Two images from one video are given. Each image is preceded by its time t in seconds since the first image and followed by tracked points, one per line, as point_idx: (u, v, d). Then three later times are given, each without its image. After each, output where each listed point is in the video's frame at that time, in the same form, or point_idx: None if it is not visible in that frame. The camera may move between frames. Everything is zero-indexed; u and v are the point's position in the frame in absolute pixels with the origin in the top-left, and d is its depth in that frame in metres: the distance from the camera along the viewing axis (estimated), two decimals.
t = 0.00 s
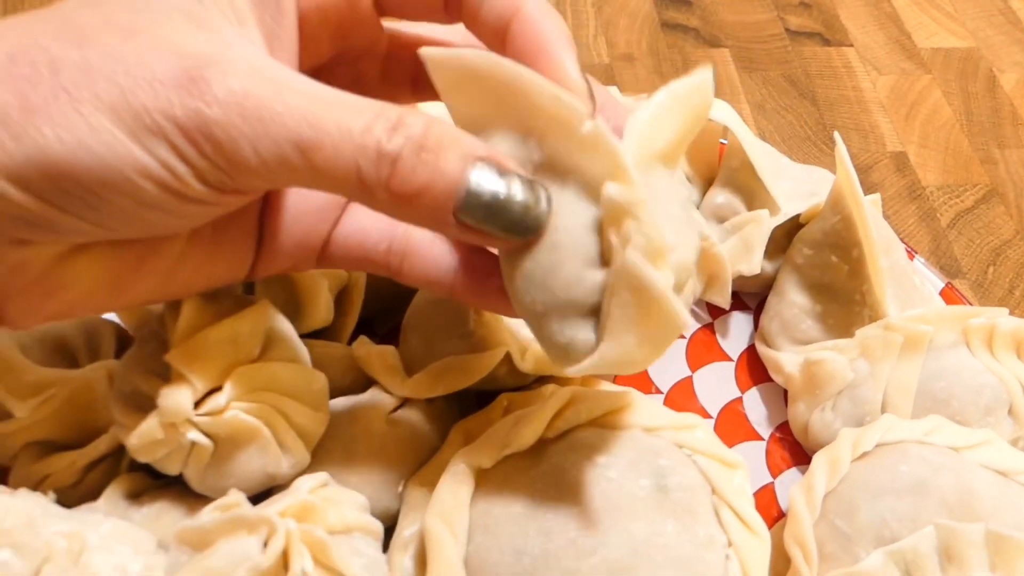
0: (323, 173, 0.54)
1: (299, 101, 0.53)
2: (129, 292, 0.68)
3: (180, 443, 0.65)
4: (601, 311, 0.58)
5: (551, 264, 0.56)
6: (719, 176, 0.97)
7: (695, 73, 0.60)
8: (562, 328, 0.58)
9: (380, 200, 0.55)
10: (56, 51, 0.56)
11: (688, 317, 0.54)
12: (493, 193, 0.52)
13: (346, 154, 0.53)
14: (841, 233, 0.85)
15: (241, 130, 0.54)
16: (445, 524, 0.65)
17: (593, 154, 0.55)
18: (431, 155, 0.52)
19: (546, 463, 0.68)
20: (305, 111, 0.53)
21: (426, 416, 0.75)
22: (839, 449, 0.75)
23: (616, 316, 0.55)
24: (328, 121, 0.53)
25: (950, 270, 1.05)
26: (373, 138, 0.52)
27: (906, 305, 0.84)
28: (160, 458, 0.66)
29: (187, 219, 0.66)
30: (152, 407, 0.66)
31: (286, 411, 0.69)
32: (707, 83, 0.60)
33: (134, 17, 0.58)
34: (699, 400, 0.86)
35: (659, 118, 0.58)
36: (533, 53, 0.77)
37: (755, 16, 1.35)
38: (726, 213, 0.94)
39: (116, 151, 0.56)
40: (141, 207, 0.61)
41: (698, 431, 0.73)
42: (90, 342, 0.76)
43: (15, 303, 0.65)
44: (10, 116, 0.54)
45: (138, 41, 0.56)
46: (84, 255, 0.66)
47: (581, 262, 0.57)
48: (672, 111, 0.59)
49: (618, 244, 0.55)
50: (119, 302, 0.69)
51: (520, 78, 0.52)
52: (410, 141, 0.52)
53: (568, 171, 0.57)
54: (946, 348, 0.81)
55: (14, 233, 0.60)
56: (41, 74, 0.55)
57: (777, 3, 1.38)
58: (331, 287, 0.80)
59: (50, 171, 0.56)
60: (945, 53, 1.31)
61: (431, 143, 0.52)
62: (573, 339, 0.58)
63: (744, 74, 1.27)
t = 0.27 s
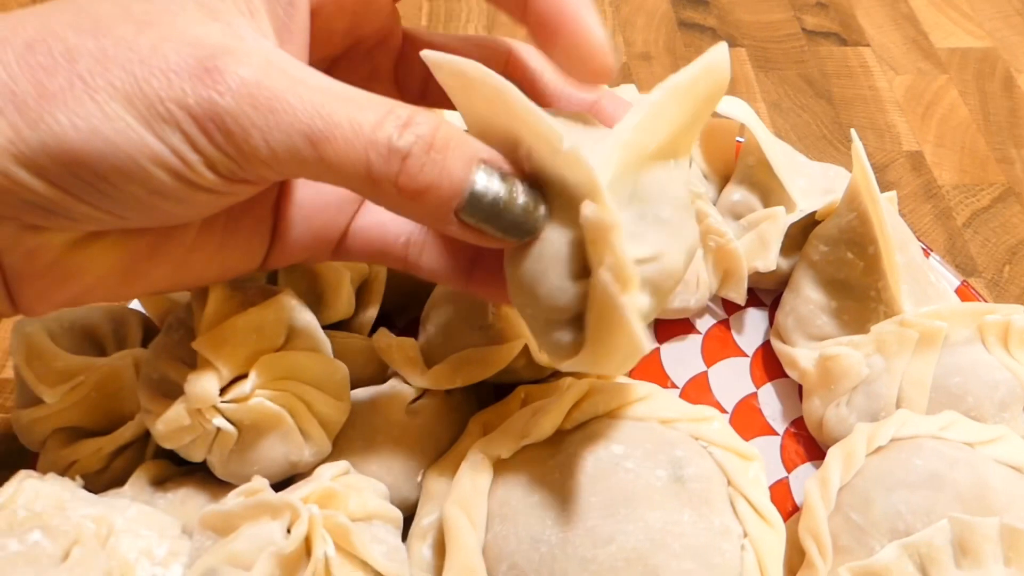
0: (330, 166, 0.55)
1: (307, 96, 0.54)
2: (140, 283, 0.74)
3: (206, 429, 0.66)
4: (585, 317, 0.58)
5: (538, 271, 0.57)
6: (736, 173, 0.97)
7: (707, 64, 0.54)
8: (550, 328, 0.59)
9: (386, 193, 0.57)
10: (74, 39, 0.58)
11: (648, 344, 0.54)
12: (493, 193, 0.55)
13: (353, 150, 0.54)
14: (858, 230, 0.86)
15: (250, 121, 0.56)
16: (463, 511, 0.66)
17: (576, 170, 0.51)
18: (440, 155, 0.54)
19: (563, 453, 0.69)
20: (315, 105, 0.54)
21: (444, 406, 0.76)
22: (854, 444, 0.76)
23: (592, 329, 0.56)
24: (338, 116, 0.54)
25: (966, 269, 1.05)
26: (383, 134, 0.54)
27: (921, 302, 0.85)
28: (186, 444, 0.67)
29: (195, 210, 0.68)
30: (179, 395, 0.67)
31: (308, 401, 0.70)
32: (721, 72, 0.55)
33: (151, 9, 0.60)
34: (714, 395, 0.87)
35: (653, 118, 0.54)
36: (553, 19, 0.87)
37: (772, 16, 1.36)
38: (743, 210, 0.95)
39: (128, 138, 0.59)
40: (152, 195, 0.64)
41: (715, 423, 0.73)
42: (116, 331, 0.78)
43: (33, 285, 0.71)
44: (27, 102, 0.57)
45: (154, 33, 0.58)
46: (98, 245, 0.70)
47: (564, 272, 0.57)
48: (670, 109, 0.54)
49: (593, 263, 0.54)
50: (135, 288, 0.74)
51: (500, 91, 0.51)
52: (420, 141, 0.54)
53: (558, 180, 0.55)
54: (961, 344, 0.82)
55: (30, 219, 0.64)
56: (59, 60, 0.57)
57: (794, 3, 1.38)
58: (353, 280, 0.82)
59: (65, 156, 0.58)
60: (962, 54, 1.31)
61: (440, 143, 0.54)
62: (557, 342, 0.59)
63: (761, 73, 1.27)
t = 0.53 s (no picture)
0: (318, 169, 0.58)
1: (299, 105, 0.58)
2: (142, 283, 0.75)
3: (221, 427, 0.67)
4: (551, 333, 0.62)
5: (514, 283, 0.61)
6: (742, 176, 0.98)
7: (708, 99, 0.55)
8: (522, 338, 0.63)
9: (375, 199, 0.59)
10: (80, 50, 0.61)
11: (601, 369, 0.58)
12: (480, 199, 0.57)
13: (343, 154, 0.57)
14: (863, 233, 0.87)
15: (244, 127, 0.59)
16: (474, 510, 0.68)
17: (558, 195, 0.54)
18: (427, 161, 0.56)
19: (572, 452, 0.70)
20: (307, 113, 0.57)
21: (454, 407, 0.77)
22: (859, 444, 0.77)
23: (557, 345, 0.60)
24: (328, 124, 0.57)
25: (970, 271, 1.06)
26: (371, 141, 0.56)
27: (925, 304, 0.86)
28: (201, 443, 0.68)
29: (193, 213, 0.71)
30: (194, 395, 0.68)
31: (321, 400, 0.71)
32: (725, 102, 0.56)
33: (157, 23, 0.64)
34: (721, 396, 0.88)
35: (643, 147, 0.56)
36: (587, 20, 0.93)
37: (779, 20, 1.37)
38: (749, 212, 0.96)
39: (127, 143, 0.62)
40: (152, 198, 0.67)
41: (721, 423, 0.74)
42: (132, 331, 0.79)
43: (35, 286, 0.72)
44: (34, 108, 0.60)
45: (156, 45, 0.61)
46: (100, 246, 0.72)
47: (537, 289, 0.60)
48: (662, 137, 0.56)
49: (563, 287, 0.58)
50: (135, 293, 0.76)
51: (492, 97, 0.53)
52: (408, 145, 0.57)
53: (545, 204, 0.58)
54: (965, 346, 0.82)
55: (36, 221, 0.67)
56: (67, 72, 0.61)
57: (800, 7, 1.39)
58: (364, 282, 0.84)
59: (68, 159, 0.62)
60: (968, 57, 1.32)
61: (427, 149, 0.56)
62: (526, 352, 0.63)
63: (767, 76, 1.28)
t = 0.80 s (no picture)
0: (319, 168, 0.60)
1: (299, 107, 0.60)
2: (150, 284, 0.77)
3: (231, 424, 0.69)
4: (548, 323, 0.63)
5: (511, 275, 0.62)
6: (741, 180, 1.00)
7: (694, 95, 0.57)
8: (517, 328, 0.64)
9: (374, 196, 0.61)
10: (91, 59, 0.64)
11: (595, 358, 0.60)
12: (475, 194, 0.59)
13: (343, 155, 0.59)
14: (860, 236, 0.89)
15: (247, 130, 0.61)
16: (477, 506, 0.69)
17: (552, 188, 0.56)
18: (422, 158, 0.59)
19: (574, 450, 0.71)
20: (306, 115, 0.60)
21: (459, 405, 0.79)
22: (855, 443, 0.78)
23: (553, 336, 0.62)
24: (326, 124, 0.59)
25: (967, 274, 1.08)
26: (367, 139, 0.59)
27: (921, 306, 0.87)
28: (211, 439, 0.70)
29: (199, 215, 0.72)
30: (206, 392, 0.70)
31: (329, 398, 0.73)
32: (710, 98, 0.58)
33: (165, 33, 0.67)
34: (720, 396, 0.89)
35: (632, 143, 0.58)
36: (577, 85, 0.90)
37: (779, 27, 1.38)
38: (748, 216, 0.98)
39: (137, 147, 0.63)
40: (161, 200, 0.68)
41: (720, 422, 0.76)
42: (143, 330, 0.81)
43: (48, 287, 0.75)
44: (48, 114, 0.62)
45: (164, 53, 0.64)
46: (107, 247, 0.74)
47: (534, 281, 0.62)
48: (651, 133, 0.58)
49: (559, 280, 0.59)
50: (142, 295, 0.78)
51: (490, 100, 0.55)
52: (405, 144, 0.59)
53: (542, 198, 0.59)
54: (959, 347, 0.84)
55: (48, 223, 0.69)
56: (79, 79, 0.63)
57: (800, 13, 1.41)
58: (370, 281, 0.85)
59: (80, 163, 0.63)
60: (965, 63, 1.34)
61: (422, 146, 0.59)
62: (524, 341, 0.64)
63: (767, 82, 1.30)
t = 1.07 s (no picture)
0: (326, 172, 0.61)
1: (306, 112, 0.61)
2: (160, 288, 0.78)
3: (237, 426, 0.70)
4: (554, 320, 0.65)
5: (515, 275, 0.64)
6: (742, 186, 1.01)
7: (692, 91, 0.57)
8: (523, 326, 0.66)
9: (380, 198, 0.62)
10: (102, 68, 0.65)
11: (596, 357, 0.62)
12: (478, 194, 0.60)
13: (350, 158, 0.60)
14: (858, 242, 0.89)
15: (256, 135, 0.62)
16: (480, 508, 0.70)
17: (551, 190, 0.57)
18: (427, 159, 0.60)
19: (576, 452, 0.72)
20: (313, 118, 0.61)
21: (462, 408, 0.80)
22: (853, 447, 0.79)
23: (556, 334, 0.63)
24: (332, 128, 0.61)
25: (965, 279, 1.08)
26: (373, 141, 0.60)
27: (919, 311, 0.88)
28: (217, 442, 0.71)
29: (208, 218, 0.73)
30: (213, 395, 0.71)
31: (333, 401, 0.74)
32: (706, 95, 0.57)
33: (173, 40, 0.68)
34: (720, 399, 0.90)
35: (632, 142, 0.59)
36: (576, 90, 0.91)
37: (779, 33, 1.39)
38: (748, 221, 0.99)
39: (148, 154, 0.64)
40: (171, 206, 0.69)
41: (720, 426, 0.77)
42: (150, 333, 0.82)
43: (60, 293, 0.76)
44: (60, 122, 0.64)
45: (173, 61, 0.65)
46: (118, 251, 0.76)
47: (537, 280, 0.63)
48: (650, 131, 0.58)
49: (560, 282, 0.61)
50: (152, 299, 0.79)
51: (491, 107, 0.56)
52: (410, 147, 0.60)
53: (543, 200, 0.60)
54: (957, 352, 0.85)
55: (61, 229, 0.70)
56: (90, 88, 0.64)
57: (801, 20, 1.42)
58: (375, 284, 0.85)
59: (92, 171, 0.64)
60: (964, 70, 1.34)
61: (426, 148, 0.60)
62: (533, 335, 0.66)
63: (768, 88, 1.31)
